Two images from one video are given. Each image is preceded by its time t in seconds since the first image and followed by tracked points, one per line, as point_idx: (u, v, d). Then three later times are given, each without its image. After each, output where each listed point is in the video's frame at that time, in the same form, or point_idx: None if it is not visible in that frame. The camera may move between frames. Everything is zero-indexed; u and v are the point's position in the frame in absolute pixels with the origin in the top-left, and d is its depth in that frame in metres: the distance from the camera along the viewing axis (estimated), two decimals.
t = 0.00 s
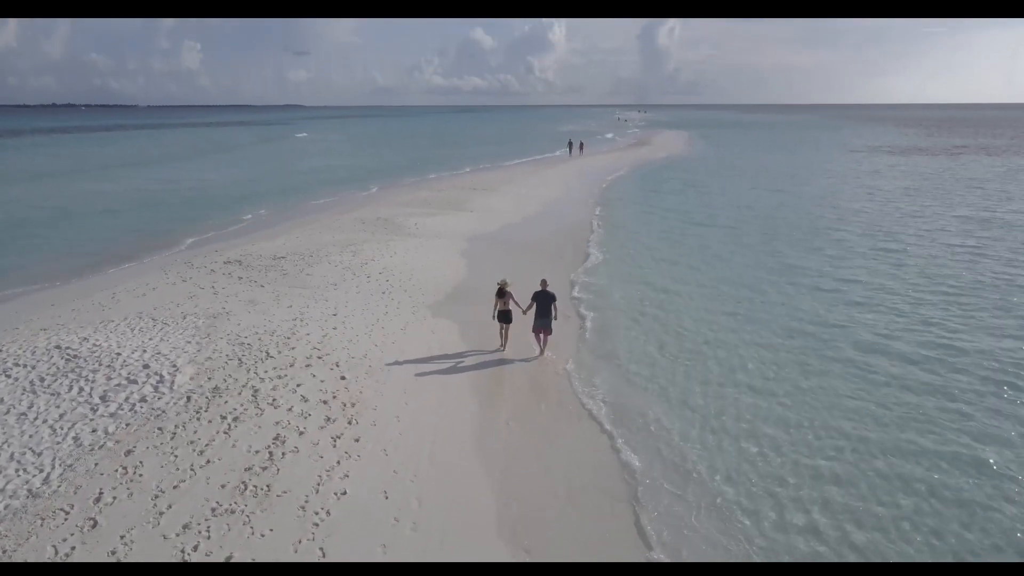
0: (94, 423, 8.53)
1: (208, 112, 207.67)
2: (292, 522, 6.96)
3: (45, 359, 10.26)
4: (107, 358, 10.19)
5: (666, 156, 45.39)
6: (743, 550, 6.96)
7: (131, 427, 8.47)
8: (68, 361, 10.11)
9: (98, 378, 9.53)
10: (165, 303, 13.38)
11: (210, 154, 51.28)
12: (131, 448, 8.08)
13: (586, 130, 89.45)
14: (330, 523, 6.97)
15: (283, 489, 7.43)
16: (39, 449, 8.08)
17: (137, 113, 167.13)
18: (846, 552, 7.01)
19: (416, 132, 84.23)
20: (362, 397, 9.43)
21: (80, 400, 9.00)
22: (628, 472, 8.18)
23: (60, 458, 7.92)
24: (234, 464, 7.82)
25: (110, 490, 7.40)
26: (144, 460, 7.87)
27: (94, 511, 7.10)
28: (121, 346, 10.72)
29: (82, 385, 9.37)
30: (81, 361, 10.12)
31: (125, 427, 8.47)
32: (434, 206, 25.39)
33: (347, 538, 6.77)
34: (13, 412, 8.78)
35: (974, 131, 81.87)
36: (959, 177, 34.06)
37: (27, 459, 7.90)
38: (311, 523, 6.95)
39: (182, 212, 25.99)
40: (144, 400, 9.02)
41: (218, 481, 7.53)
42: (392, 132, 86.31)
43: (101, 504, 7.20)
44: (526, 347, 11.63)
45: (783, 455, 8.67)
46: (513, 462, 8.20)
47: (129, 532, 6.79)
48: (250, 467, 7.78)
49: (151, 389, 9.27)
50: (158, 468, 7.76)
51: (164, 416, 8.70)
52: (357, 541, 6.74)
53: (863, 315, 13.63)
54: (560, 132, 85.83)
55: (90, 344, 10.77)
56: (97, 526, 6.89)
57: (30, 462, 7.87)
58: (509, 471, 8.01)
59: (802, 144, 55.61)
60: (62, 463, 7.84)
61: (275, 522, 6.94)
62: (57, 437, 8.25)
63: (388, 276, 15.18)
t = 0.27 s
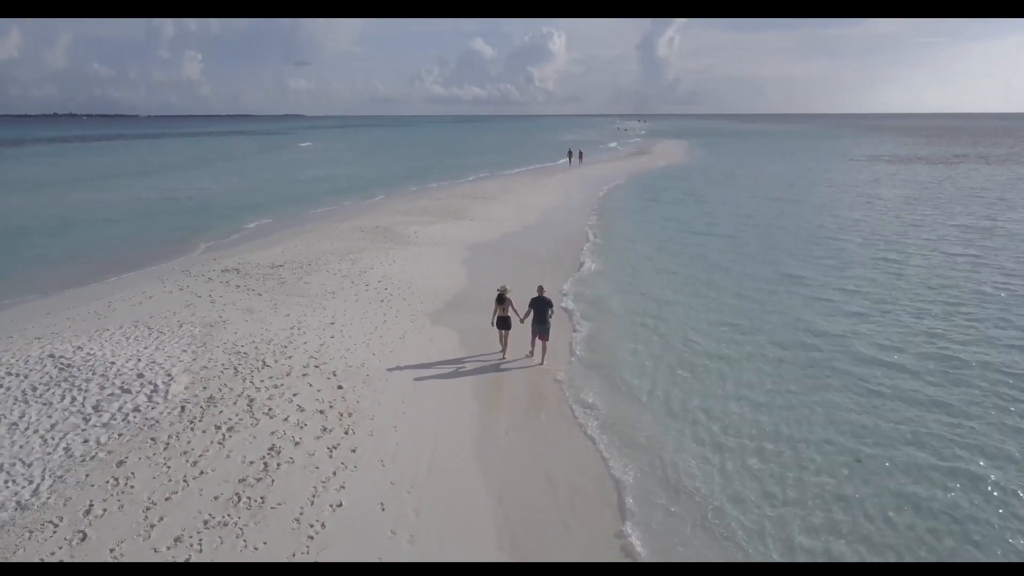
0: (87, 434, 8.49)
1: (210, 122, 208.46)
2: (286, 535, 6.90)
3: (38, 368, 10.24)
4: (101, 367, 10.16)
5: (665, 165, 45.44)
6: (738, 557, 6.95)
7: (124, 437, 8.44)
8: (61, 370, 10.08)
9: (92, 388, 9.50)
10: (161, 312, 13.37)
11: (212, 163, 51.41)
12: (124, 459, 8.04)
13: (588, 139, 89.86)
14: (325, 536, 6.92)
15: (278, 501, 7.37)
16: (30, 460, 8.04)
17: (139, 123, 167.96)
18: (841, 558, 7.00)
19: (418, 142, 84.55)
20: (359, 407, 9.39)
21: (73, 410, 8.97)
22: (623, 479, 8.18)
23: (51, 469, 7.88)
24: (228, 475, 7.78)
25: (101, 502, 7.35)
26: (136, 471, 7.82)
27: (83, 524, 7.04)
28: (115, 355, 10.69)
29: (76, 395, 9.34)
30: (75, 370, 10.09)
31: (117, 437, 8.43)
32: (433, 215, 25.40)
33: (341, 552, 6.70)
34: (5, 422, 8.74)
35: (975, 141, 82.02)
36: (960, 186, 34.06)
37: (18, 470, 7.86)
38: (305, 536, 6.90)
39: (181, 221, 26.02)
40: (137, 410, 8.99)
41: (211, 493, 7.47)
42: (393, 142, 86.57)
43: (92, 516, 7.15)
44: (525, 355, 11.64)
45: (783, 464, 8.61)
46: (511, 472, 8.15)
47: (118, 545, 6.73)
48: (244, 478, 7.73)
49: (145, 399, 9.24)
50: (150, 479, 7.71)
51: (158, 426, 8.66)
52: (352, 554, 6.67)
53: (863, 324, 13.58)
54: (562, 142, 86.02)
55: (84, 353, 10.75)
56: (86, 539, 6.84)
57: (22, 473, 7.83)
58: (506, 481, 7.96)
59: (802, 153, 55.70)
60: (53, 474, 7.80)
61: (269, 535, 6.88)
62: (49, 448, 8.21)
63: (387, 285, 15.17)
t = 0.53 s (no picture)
0: (77, 446, 8.43)
1: (210, 132, 209.01)
2: (279, 549, 6.83)
3: (30, 379, 10.19)
4: (94, 378, 10.15)
5: (665, 176, 45.59)
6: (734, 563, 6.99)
7: (115, 449, 8.38)
8: (53, 382, 10.03)
9: (84, 399, 9.45)
10: (157, 321, 13.37)
11: (213, 174, 51.55)
12: (115, 471, 7.98)
13: (588, 150, 90.25)
14: (319, 550, 6.85)
15: (271, 514, 7.30)
16: (19, 473, 7.97)
17: (140, 134, 168.29)
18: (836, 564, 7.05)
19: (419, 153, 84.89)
20: (356, 419, 9.34)
21: (64, 422, 8.91)
22: (619, 488, 8.19)
23: (41, 482, 7.81)
24: (221, 488, 7.71)
25: (90, 515, 7.28)
26: (127, 484, 7.76)
27: (70, 538, 6.96)
28: (108, 365, 10.67)
29: (67, 406, 9.29)
30: (67, 382, 10.05)
31: (108, 450, 8.38)
32: (432, 225, 25.49)
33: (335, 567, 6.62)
34: None
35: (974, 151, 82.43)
36: (960, 197, 34.12)
37: (7, 483, 7.79)
38: (298, 551, 6.82)
39: (181, 231, 26.10)
40: (129, 421, 8.94)
41: (203, 506, 7.40)
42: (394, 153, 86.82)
43: (80, 530, 7.07)
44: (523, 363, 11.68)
45: (781, 475, 8.60)
46: (508, 484, 8.10)
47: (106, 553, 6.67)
48: (237, 491, 7.66)
49: (138, 410, 9.19)
50: (141, 492, 7.64)
51: (150, 438, 8.61)
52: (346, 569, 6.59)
53: (862, 335, 13.58)
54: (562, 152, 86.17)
55: (76, 364, 10.71)
56: (74, 553, 6.77)
57: (10, 485, 7.76)
58: (501, 493, 7.92)
59: (801, 164, 55.88)
60: (42, 487, 7.73)
61: (262, 550, 6.81)
62: (39, 460, 8.15)
63: (385, 294, 15.19)
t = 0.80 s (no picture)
0: (69, 456, 8.37)
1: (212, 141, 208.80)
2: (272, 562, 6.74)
3: (23, 389, 10.15)
4: (88, 387, 10.11)
5: (664, 185, 45.64)
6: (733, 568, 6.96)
7: (107, 460, 8.31)
8: (46, 392, 9.98)
9: (77, 409, 9.40)
10: (153, 330, 13.34)
11: (213, 183, 51.63)
12: (106, 482, 7.91)
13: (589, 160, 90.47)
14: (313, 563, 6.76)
15: (265, 527, 7.22)
16: (9, 484, 7.90)
17: (141, 144, 168.54)
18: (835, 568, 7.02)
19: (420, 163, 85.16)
20: (353, 429, 9.28)
21: (56, 433, 8.85)
22: (618, 495, 8.14)
23: (31, 492, 7.74)
24: (215, 499, 7.64)
25: (80, 526, 7.20)
26: (118, 495, 7.68)
27: (59, 550, 6.87)
28: (103, 374, 10.64)
29: (60, 417, 9.24)
30: (60, 391, 10.00)
31: (100, 460, 8.32)
32: (432, 233, 25.51)
33: None
34: None
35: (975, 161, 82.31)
36: (960, 206, 34.10)
37: None
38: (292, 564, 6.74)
39: (180, 240, 26.13)
40: (123, 431, 8.89)
41: (196, 518, 7.33)
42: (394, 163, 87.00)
43: (70, 541, 6.99)
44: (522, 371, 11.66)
45: (781, 481, 8.54)
46: (507, 495, 8.03)
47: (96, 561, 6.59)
48: (231, 502, 7.59)
49: (131, 420, 9.14)
50: (133, 503, 7.56)
51: (143, 448, 8.55)
52: None
53: (862, 343, 13.55)
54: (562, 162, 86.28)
55: (70, 373, 10.67)
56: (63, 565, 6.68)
57: None
58: (500, 504, 7.86)
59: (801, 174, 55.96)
60: (32, 498, 7.65)
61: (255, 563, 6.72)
62: (29, 471, 8.08)
63: (383, 303, 15.17)
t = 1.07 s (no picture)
0: (60, 468, 8.31)
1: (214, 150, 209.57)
2: None
3: (16, 398, 10.12)
4: (82, 396, 10.08)
5: (663, 194, 45.79)
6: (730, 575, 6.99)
7: (99, 471, 8.26)
8: (39, 402, 9.95)
9: (70, 419, 9.37)
10: (150, 338, 13.33)
11: (214, 191, 51.73)
12: (97, 494, 7.85)
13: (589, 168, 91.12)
14: None
15: (259, 539, 7.14)
16: None
17: (142, 154, 169.04)
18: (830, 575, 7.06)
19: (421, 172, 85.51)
20: (350, 439, 9.23)
21: (47, 443, 8.80)
22: (618, 506, 8.10)
23: (21, 503, 7.68)
24: (208, 511, 7.57)
25: (70, 539, 7.13)
26: (110, 507, 7.62)
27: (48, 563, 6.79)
28: (96, 383, 10.61)
29: (53, 427, 9.20)
30: (54, 401, 9.97)
31: (92, 471, 8.27)
32: (431, 241, 25.56)
33: None
34: None
35: (976, 170, 82.32)
36: (961, 215, 34.10)
37: None
38: None
39: (179, 249, 26.14)
40: (116, 441, 8.86)
41: (189, 531, 7.25)
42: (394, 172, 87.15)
43: (60, 555, 6.92)
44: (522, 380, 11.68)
45: (780, 491, 8.55)
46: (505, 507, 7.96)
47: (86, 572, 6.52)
48: (225, 514, 7.51)
49: (125, 431, 9.09)
50: (124, 515, 7.49)
51: (136, 459, 8.50)
52: None
53: (862, 351, 13.56)
54: (563, 171, 86.37)
55: (64, 383, 10.63)
56: None
57: None
58: (498, 515, 7.80)
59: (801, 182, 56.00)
60: (22, 509, 7.59)
61: None
62: (20, 482, 8.03)
63: (382, 311, 15.18)
